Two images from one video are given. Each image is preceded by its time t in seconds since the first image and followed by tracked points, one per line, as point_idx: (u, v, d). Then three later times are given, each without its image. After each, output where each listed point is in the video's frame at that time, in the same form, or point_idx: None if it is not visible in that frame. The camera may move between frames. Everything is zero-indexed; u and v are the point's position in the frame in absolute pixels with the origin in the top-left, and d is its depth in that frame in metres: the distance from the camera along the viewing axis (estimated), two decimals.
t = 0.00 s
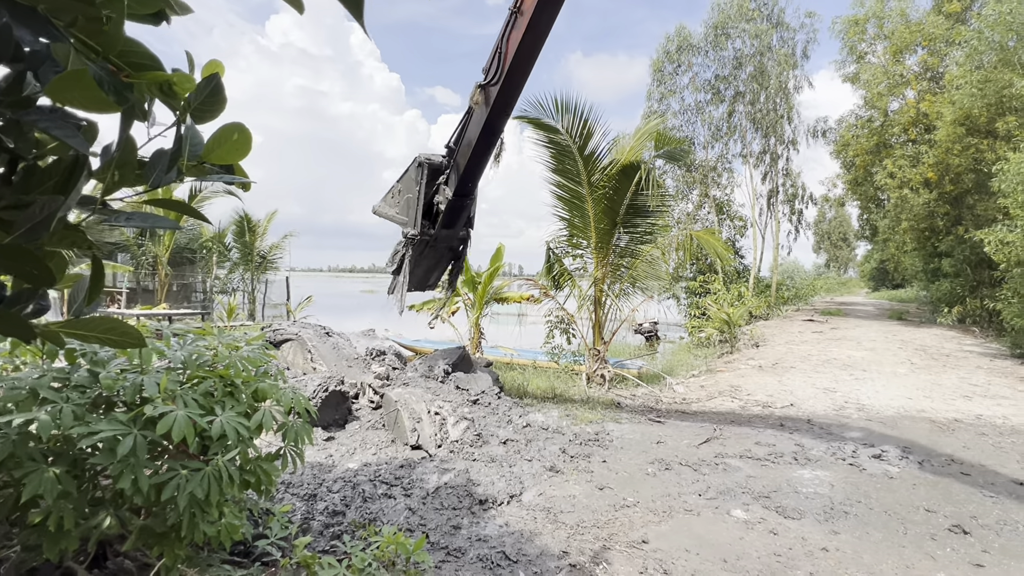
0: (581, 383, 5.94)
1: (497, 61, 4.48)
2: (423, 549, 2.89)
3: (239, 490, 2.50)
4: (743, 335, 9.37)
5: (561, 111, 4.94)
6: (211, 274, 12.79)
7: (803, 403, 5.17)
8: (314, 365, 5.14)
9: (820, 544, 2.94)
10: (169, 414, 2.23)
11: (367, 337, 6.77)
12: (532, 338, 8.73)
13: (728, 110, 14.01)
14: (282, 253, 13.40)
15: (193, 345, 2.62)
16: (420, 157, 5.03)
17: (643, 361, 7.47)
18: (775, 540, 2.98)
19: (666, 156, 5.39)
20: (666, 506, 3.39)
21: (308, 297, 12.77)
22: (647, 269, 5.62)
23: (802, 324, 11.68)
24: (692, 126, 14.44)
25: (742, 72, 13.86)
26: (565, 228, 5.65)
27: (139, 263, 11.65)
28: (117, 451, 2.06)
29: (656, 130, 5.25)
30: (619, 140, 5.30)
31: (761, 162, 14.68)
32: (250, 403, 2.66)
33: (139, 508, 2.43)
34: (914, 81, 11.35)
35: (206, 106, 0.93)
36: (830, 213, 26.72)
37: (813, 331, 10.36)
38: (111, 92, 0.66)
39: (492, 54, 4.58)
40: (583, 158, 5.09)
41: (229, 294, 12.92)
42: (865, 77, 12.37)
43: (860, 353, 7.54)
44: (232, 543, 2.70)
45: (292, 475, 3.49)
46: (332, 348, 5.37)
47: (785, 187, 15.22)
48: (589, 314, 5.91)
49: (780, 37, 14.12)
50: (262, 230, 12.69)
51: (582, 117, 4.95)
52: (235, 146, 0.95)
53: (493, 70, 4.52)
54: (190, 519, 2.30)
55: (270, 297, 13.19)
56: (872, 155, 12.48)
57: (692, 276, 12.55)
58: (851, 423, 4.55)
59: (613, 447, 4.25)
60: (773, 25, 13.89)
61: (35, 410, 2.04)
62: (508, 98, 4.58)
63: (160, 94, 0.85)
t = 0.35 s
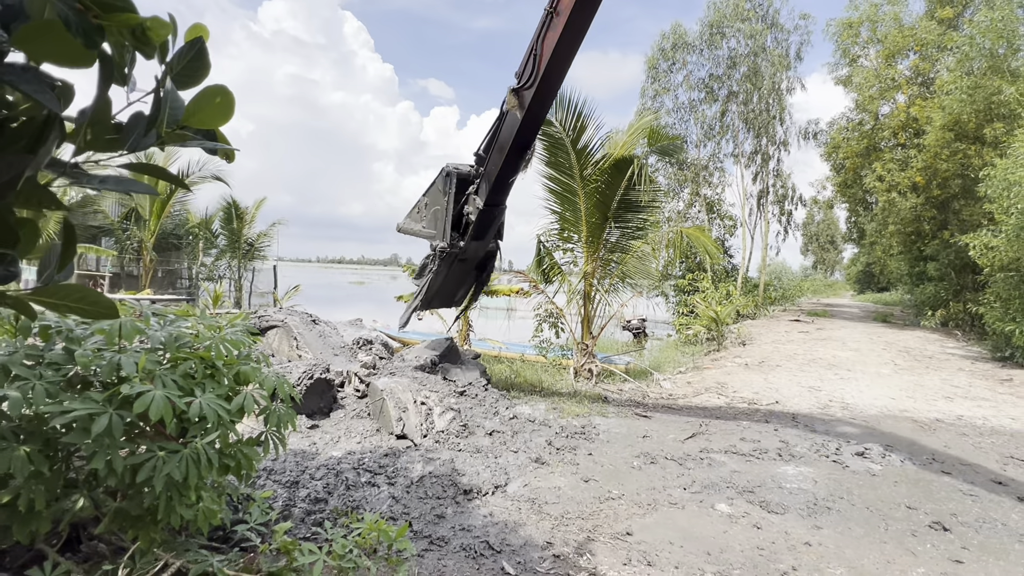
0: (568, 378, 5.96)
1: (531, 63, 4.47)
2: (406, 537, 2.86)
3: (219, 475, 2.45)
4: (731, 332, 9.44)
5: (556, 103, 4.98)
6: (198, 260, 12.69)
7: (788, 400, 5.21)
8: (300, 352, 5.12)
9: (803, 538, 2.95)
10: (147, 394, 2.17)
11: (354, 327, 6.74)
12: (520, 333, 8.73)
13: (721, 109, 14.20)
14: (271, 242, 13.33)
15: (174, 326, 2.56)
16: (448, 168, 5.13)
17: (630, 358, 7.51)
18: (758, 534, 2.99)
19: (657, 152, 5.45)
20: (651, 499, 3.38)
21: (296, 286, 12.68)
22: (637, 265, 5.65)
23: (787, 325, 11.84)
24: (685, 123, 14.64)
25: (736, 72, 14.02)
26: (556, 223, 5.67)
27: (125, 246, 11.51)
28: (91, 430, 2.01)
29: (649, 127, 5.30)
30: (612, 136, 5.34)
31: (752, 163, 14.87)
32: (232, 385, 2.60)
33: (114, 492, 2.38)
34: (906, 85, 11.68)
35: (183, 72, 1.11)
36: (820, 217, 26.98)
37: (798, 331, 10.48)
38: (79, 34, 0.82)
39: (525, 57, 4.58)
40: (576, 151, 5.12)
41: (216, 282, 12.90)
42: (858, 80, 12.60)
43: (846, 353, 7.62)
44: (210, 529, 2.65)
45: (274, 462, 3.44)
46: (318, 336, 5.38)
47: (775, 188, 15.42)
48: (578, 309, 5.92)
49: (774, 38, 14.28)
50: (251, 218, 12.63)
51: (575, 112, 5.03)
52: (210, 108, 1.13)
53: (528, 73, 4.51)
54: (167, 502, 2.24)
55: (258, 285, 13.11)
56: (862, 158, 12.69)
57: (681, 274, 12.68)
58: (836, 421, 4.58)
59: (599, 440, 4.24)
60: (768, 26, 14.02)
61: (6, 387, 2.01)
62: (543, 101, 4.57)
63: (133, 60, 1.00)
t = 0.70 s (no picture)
0: (559, 372, 5.97)
1: (568, 86, 4.26)
2: (394, 529, 2.86)
3: (205, 464, 2.41)
4: (721, 330, 9.50)
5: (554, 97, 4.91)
6: (187, 247, 12.57)
7: (776, 399, 5.26)
8: (290, 341, 5.10)
9: (789, 536, 2.97)
10: (133, 380, 2.12)
11: (344, 317, 6.70)
12: (511, 327, 8.71)
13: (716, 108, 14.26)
14: (261, 230, 13.22)
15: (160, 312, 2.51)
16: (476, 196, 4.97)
17: (620, 354, 7.53)
18: (745, 532, 3.01)
19: (653, 149, 5.45)
20: (640, 495, 3.39)
21: (285, 275, 12.57)
22: (630, 261, 5.68)
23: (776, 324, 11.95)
24: (680, 121, 14.70)
25: (732, 71, 14.06)
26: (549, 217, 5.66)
27: (112, 231, 11.35)
28: (74, 417, 1.96)
29: (645, 124, 5.29)
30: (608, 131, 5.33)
31: (746, 162, 14.97)
32: (220, 373, 2.56)
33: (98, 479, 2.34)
34: (901, 89, 11.80)
35: (176, 50, 1.11)
36: (810, 217, 27.22)
37: (786, 331, 10.58)
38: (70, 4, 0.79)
39: (562, 79, 4.38)
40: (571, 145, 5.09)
41: (204, 269, 12.80)
42: (853, 83, 12.70)
43: (834, 353, 7.70)
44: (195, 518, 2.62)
45: (261, 451, 3.42)
46: (307, 326, 5.36)
47: (767, 188, 15.52)
48: (570, 304, 5.98)
49: (771, 38, 14.32)
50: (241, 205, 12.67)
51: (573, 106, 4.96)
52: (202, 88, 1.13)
53: (564, 96, 4.30)
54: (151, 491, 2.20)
55: (247, 274, 13.02)
56: (854, 160, 12.81)
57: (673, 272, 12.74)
58: (822, 420, 4.63)
59: (588, 435, 4.25)
60: (765, 25, 14.05)
61: None
62: (580, 125, 4.32)
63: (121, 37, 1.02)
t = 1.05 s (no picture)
0: (554, 365, 5.96)
1: (609, 96, 4.26)
2: (387, 516, 2.87)
3: (198, 447, 2.39)
4: (716, 326, 9.54)
5: (553, 89, 4.92)
6: (182, 233, 12.55)
7: (769, 395, 5.29)
8: (285, 328, 5.09)
9: (780, 529, 2.99)
10: (126, 360, 2.10)
11: (340, 305, 6.68)
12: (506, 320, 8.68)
13: (716, 105, 14.28)
14: (257, 217, 13.17)
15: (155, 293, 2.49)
16: (508, 213, 4.89)
17: (616, 348, 7.55)
18: (737, 524, 3.03)
19: (652, 143, 5.45)
20: (632, 487, 3.41)
21: (282, 264, 12.53)
22: (627, 255, 5.71)
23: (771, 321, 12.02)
24: (680, 116, 14.72)
25: (733, 68, 14.05)
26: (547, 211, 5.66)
27: (107, 215, 11.28)
28: (66, 395, 1.94)
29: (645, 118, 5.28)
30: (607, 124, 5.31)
31: (744, 159, 15.03)
32: (215, 357, 2.54)
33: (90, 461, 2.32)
34: (901, 89, 11.83)
35: (177, 27, 1.11)
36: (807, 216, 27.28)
37: (780, 328, 10.63)
38: None
39: (601, 91, 4.39)
40: (570, 138, 5.10)
41: (199, 256, 12.76)
42: (853, 82, 12.74)
43: (827, 351, 7.75)
44: (187, 501, 2.61)
45: (255, 437, 3.42)
46: (303, 313, 5.36)
47: (765, 186, 15.57)
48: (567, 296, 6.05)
49: (773, 36, 14.33)
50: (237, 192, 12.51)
51: (572, 99, 4.98)
52: (200, 62, 1.10)
53: (605, 107, 4.29)
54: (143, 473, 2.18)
55: (243, 261, 13.00)
56: (852, 159, 12.88)
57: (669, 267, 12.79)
58: (815, 416, 4.65)
59: (582, 427, 4.26)
60: (767, 22, 14.03)
61: None
62: (621, 136, 4.28)
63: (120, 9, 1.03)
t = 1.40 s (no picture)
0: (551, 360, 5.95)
1: (640, 96, 4.08)
2: (385, 506, 2.90)
3: (198, 434, 2.40)
4: (712, 323, 9.59)
5: (555, 83, 4.91)
6: (180, 222, 12.51)
7: (765, 392, 5.33)
8: (284, 318, 5.09)
9: (774, 525, 3.03)
10: (128, 347, 2.09)
11: (338, 297, 6.67)
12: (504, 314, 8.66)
13: (717, 103, 14.26)
14: (256, 207, 13.14)
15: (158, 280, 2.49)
16: (532, 215, 4.86)
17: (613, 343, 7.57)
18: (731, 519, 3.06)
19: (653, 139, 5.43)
20: (629, 481, 3.44)
21: (279, 254, 12.49)
22: (626, 252, 5.72)
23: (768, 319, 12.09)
24: (681, 113, 14.70)
25: (735, 65, 14.02)
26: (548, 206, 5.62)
27: (104, 203, 11.22)
28: (69, 380, 1.94)
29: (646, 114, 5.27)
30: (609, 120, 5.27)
31: (744, 158, 15.04)
32: (216, 345, 2.55)
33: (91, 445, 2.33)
34: (902, 89, 11.84)
35: (185, 12, 1.10)
36: (805, 215, 27.31)
37: (777, 326, 10.68)
38: None
39: (631, 90, 4.20)
40: (572, 132, 5.09)
41: (197, 245, 12.74)
42: (855, 82, 12.74)
43: (823, 350, 7.82)
44: (187, 488, 2.63)
45: (254, 426, 3.44)
46: (302, 304, 5.36)
47: (765, 184, 15.59)
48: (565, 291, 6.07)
49: (776, 34, 14.30)
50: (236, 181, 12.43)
51: (574, 94, 4.94)
52: (211, 50, 1.11)
53: (635, 107, 4.11)
54: (145, 459, 2.19)
55: (241, 251, 12.99)
56: (852, 160, 12.92)
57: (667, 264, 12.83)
58: (810, 414, 4.69)
59: (579, 421, 4.29)
60: (770, 20, 13.99)
61: None
62: (653, 137, 4.12)
63: None
